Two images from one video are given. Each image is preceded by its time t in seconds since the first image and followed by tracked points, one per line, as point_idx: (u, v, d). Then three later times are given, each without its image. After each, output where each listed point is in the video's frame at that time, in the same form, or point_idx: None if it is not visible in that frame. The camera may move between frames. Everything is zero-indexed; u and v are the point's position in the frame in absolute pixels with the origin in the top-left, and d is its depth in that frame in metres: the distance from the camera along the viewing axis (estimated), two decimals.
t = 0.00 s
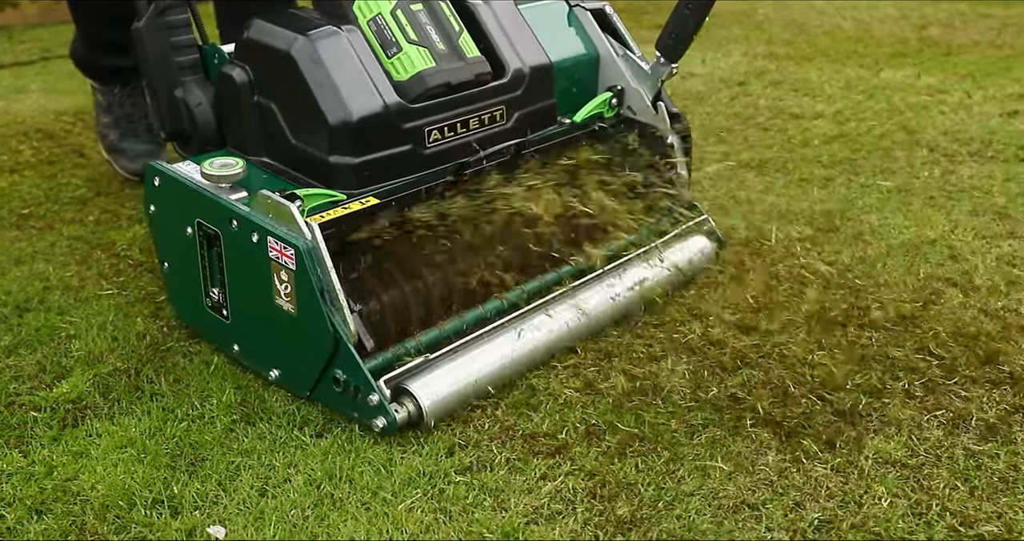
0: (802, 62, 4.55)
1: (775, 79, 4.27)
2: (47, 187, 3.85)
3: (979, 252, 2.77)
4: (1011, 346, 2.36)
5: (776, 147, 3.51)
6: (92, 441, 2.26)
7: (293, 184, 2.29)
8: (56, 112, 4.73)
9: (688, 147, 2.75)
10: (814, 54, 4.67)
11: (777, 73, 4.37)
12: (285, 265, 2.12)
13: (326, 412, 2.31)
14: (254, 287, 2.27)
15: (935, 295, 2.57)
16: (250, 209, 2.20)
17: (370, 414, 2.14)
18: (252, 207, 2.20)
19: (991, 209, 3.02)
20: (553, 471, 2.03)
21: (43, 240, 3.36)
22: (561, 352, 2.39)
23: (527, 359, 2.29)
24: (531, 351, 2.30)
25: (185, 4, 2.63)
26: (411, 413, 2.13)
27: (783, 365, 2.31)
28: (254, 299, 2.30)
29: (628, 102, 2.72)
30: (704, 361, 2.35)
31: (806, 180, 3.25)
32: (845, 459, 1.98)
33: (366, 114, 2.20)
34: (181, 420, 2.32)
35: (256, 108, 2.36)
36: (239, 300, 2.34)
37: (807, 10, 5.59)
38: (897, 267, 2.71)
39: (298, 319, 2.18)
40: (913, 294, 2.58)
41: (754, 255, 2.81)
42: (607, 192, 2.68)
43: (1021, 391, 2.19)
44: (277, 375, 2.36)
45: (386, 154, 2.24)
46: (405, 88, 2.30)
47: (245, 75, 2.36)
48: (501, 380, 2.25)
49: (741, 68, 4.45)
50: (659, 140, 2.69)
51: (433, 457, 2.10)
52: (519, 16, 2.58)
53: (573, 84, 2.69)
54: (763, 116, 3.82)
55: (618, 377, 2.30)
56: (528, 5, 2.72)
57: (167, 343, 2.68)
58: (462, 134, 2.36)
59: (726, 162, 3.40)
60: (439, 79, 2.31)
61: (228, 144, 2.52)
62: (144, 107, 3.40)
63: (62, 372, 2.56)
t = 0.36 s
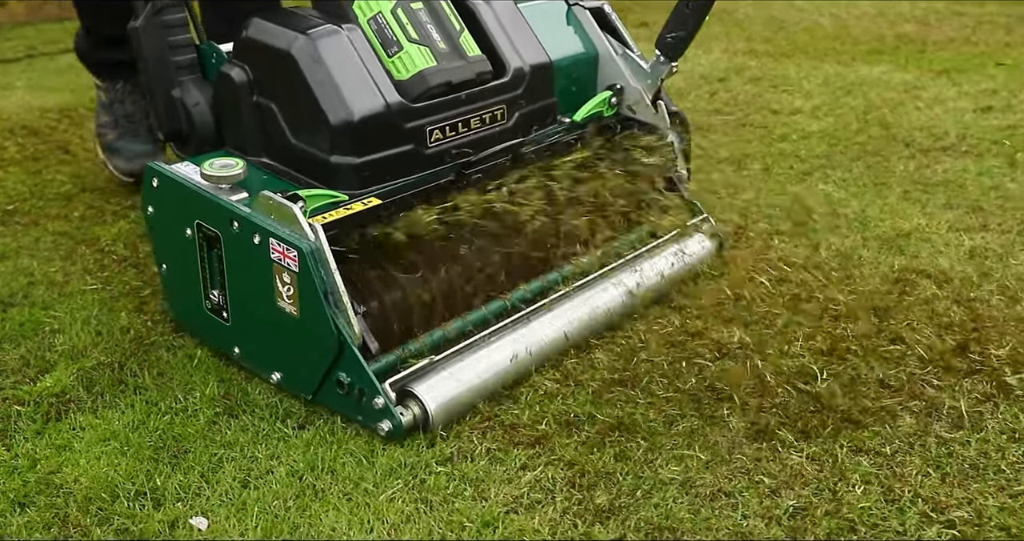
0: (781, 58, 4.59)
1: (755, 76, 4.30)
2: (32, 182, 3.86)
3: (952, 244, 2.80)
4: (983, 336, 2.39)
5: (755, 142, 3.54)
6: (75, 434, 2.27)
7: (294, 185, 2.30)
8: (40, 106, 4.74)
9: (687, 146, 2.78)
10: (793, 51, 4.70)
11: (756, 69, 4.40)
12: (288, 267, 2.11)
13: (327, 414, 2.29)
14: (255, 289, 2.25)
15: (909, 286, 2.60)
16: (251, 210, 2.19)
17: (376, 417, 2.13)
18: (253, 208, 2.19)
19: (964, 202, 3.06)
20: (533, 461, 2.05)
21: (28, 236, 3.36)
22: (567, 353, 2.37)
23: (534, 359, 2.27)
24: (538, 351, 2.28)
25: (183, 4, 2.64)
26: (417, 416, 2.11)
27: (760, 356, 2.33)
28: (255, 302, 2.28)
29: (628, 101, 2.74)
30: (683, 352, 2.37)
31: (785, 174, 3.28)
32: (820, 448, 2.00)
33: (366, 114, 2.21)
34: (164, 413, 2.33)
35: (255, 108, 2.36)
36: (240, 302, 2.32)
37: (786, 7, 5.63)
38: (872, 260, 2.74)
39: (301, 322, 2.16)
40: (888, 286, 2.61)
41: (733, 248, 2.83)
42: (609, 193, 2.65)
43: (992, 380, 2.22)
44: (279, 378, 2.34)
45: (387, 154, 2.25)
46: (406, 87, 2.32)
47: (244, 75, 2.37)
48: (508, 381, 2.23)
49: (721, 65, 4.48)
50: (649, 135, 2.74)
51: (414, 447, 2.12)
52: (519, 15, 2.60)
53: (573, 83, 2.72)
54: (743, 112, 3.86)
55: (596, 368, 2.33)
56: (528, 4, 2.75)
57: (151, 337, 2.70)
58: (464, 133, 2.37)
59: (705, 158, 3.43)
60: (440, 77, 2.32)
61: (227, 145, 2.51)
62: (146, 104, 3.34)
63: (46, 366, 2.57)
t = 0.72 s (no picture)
0: (758, 54, 4.63)
1: (733, 72, 4.35)
2: (14, 175, 3.87)
3: (924, 235, 2.84)
4: (954, 324, 2.42)
5: (731, 136, 3.58)
6: (57, 425, 2.29)
7: (293, 184, 2.29)
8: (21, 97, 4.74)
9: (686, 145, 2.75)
10: (770, 47, 4.75)
11: (734, 65, 4.45)
12: (289, 267, 2.08)
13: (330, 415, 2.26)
14: (255, 289, 2.22)
15: (881, 277, 2.64)
16: (252, 209, 2.15)
17: (379, 418, 2.11)
18: (253, 208, 2.15)
19: (936, 194, 3.10)
20: (511, 449, 2.08)
21: (11, 230, 3.37)
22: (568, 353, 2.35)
23: (536, 359, 2.26)
24: (540, 351, 2.26)
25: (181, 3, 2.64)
26: (422, 417, 2.08)
27: (734, 345, 2.37)
28: (255, 302, 2.24)
29: (625, 99, 2.73)
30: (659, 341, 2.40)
31: (760, 167, 3.32)
32: (793, 436, 2.03)
33: (367, 111, 2.20)
34: (146, 404, 2.35)
35: (252, 107, 2.36)
36: (240, 303, 2.29)
37: (764, 4, 5.68)
38: (845, 251, 2.78)
39: (303, 323, 2.13)
40: (861, 276, 2.65)
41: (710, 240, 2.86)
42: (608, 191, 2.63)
43: (961, 367, 2.25)
44: (279, 379, 2.31)
45: (387, 152, 2.25)
46: (406, 85, 2.31)
47: (241, 73, 2.37)
48: (510, 381, 2.21)
49: (699, 61, 4.52)
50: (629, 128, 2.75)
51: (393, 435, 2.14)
52: (518, 13, 2.60)
53: (571, 81, 2.70)
54: (720, 107, 3.90)
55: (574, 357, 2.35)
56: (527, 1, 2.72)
57: (133, 329, 2.72)
58: (463, 131, 2.37)
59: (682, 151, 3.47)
60: (440, 75, 2.32)
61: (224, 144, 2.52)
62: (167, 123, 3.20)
63: (29, 358, 2.58)
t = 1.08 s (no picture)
0: (736, 46, 4.66)
1: (712, 64, 4.38)
2: None
3: (899, 227, 2.87)
4: (928, 312, 2.45)
5: (710, 126, 3.61)
6: (38, 415, 2.29)
7: (295, 180, 2.24)
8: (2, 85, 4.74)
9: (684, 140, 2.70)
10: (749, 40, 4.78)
11: (714, 57, 4.48)
12: (293, 265, 2.03)
13: (336, 414, 2.21)
14: (256, 287, 2.17)
15: (857, 267, 2.67)
16: (253, 205, 2.09)
17: (385, 417, 2.07)
18: (253, 204, 2.09)
19: (911, 185, 3.13)
20: (491, 436, 2.09)
21: None
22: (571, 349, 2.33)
23: (542, 356, 2.23)
24: (544, 348, 2.24)
25: None
26: (429, 417, 2.06)
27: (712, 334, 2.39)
28: (257, 301, 2.19)
29: (627, 94, 2.67)
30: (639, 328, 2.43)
31: (738, 157, 3.35)
32: (770, 422, 2.05)
33: (370, 106, 2.14)
34: (128, 394, 2.35)
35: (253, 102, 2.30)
36: (241, 301, 2.24)
37: None
38: (822, 241, 2.81)
39: (307, 322, 2.08)
40: (836, 265, 2.68)
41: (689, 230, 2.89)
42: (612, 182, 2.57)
43: (935, 353, 2.28)
44: (281, 377, 2.27)
45: (391, 148, 2.20)
46: (408, 80, 2.26)
47: (241, 67, 2.30)
48: (516, 379, 2.19)
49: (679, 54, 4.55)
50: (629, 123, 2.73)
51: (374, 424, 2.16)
52: (518, 6, 2.54)
53: (570, 76, 2.66)
54: (699, 99, 3.93)
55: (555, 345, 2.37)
56: None
57: (115, 320, 2.72)
58: (467, 126, 2.32)
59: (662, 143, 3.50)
60: (443, 70, 2.27)
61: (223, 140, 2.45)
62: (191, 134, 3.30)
63: (10, 348, 2.59)
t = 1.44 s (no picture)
0: (719, 43, 4.69)
1: (695, 60, 4.41)
2: None
3: (876, 218, 2.90)
4: (905, 302, 2.47)
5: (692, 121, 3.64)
6: (23, 407, 2.30)
7: (297, 178, 2.23)
8: None
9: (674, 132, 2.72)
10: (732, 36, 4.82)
11: (697, 53, 4.51)
12: (299, 264, 2.01)
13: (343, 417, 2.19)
14: (261, 288, 2.14)
15: (835, 257, 2.70)
16: (258, 205, 2.07)
17: (395, 419, 2.04)
18: (258, 204, 2.07)
19: (888, 177, 3.17)
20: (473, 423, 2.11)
21: None
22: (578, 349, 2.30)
23: (551, 354, 2.20)
24: (553, 346, 2.21)
25: None
26: (438, 417, 2.02)
27: (690, 323, 2.42)
28: (261, 303, 2.17)
29: (629, 89, 2.70)
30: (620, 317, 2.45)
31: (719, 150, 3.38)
32: (748, 409, 2.08)
33: (375, 102, 2.12)
34: (113, 386, 2.36)
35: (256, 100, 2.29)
36: (244, 303, 2.22)
37: None
38: (801, 232, 2.84)
39: (314, 323, 2.06)
40: (815, 255, 2.71)
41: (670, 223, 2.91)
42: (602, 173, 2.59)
43: (910, 341, 2.31)
44: (287, 380, 2.25)
45: (394, 145, 2.18)
46: (412, 76, 2.24)
47: (242, 65, 2.28)
48: (525, 377, 2.15)
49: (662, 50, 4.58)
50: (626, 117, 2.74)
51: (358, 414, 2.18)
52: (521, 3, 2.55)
53: (572, 72, 2.65)
54: (681, 94, 3.96)
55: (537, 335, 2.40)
56: None
57: (101, 313, 2.74)
58: (470, 123, 2.32)
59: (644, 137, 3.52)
60: (447, 66, 2.25)
61: (223, 139, 2.43)
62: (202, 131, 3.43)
63: None
